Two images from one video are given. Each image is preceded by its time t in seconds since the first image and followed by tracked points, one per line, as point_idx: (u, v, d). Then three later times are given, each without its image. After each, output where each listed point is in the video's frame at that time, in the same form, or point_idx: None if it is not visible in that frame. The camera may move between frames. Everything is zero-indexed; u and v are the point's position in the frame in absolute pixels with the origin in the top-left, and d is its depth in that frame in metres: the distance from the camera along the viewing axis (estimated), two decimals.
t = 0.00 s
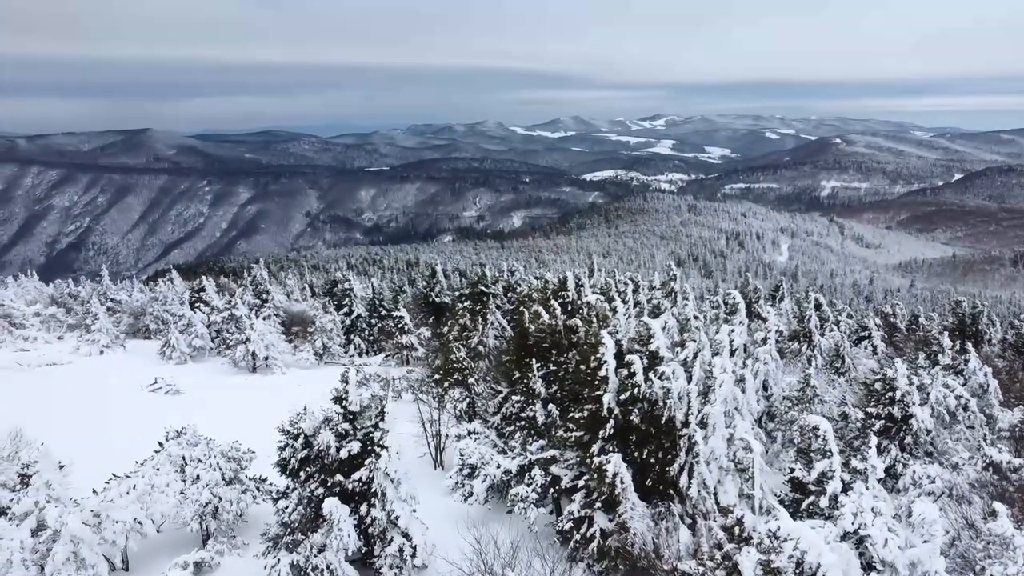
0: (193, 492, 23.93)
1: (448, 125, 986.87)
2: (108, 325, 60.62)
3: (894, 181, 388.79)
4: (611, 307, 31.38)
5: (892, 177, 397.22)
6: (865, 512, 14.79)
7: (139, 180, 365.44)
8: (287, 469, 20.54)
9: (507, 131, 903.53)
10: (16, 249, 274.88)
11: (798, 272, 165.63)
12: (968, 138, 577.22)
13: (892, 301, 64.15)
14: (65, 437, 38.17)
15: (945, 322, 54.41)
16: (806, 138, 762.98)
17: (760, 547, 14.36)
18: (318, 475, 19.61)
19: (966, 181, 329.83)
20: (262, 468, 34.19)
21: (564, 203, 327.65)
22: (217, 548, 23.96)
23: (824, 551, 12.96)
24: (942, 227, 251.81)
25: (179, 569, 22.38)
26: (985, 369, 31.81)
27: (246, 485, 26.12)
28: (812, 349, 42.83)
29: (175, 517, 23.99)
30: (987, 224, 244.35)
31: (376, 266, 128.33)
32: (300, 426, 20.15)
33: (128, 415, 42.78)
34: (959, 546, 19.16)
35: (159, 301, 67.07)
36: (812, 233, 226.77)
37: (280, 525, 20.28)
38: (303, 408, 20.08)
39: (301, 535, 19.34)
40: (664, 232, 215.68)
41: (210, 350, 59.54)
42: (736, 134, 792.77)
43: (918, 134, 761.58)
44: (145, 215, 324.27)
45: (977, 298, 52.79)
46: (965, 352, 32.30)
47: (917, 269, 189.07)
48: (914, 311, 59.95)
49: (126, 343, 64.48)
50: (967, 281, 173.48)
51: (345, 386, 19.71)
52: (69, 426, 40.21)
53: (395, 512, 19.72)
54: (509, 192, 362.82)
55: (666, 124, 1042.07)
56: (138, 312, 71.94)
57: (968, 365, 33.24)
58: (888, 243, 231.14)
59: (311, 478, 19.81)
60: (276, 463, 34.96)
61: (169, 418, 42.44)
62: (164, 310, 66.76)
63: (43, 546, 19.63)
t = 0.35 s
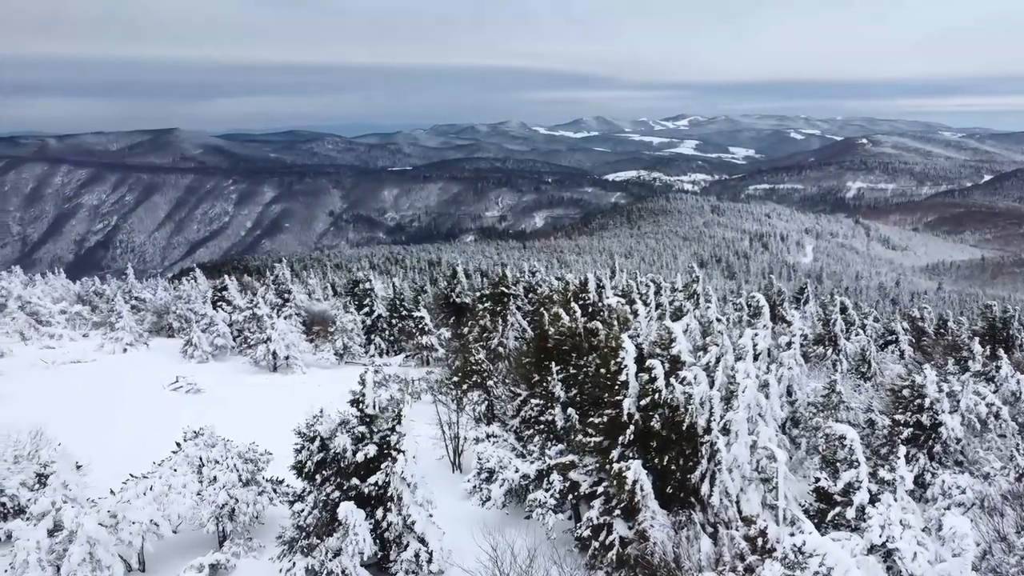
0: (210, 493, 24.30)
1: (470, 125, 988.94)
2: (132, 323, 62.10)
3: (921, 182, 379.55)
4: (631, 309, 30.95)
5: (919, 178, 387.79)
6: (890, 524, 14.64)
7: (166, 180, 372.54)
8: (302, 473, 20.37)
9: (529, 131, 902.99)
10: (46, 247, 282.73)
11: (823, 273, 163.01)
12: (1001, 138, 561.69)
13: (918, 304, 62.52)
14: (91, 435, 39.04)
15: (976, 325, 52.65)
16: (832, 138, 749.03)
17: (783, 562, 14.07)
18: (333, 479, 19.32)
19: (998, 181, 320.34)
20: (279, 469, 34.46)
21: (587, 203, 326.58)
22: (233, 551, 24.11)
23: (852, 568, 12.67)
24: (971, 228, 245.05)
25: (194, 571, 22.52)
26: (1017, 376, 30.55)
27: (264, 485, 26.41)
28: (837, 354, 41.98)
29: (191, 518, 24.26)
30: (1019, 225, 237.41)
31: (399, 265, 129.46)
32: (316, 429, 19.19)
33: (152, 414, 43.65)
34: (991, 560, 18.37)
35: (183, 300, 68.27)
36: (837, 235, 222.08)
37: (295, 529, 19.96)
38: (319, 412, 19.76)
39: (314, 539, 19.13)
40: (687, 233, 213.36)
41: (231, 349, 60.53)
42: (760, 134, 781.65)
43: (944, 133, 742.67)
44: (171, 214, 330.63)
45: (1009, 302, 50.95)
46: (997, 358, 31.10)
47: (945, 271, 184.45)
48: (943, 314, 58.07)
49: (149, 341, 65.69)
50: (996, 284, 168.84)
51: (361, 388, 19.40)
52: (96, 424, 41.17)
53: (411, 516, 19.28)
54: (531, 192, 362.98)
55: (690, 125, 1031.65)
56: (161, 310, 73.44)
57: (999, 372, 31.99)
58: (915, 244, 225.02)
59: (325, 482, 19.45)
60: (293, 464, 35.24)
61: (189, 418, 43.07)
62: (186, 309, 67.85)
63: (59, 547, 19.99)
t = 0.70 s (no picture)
0: (226, 494, 24.38)
1: (492, 125, 990.43)
2: (156, 322, 63.44)
3: (950, 183, 370.02)
4: (652, 313, 30.60)
5: (949, 179, 377.88)
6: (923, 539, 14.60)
7: (193, 178, 379.56)
8: (319, 475, 20.43)
9: (551, 131, 901.14)
10: (76, 246, 290.58)
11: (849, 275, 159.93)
12: None
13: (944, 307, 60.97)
14: (116, 432, 39.73)
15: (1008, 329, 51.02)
16: (860, 138, 733.36)
17: None
18: (350, 482, 19.14)
19: None
20: (295, 471, 34.73)
21: (609, 203, 325.02)
22: (249, 552, 23.90)
23: None
24: (1002, 230, 237.82)
25: (209, 573, 22.17)
26: None
27: (280, 487, 26.54)
28: (862, 360, 41.16)
29: (209, 519, 24.44)
30: None
31: (421, 264, 130.40)
32: (333, 431, 20.04)
33: (174, 413, 44.30)
34: None
35: (205, 299, 69.08)
36: (862, 236, 217.12)
37: (311, 531, 20.54)
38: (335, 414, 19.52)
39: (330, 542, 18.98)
40: (710, 233, 210.67)
41: (252, 348, 61.20)
42: (785, 134, 769.43)
43: (977, 133, 722.34)
44: (197, 212, 337.00)
45: None
46: None
47: (974, 274, 179.74)
48: (973, 317, 56.39)
49: (172, 339, 66.87)
50: None
51: (379, 392, 19.12)
52: (121, 421, 41.89)
53: (426, 522, 17.95)
54: (554, 192, 362.33)
55: (714, 125, 1019.20)
56: (184, 308, 74.69)
57: None
58: (944, 246, 219.01)
59: (342, 485, 19.34)
60: (310, 465, 35.46)
61: (211, 416, 43.88)
62: (209, 308, 68.68)
63: (75, 547, 20.08)
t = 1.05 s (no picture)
0: (243, 496, 24.62)
1: (515, 125, 990.46)
2: (178, 320, 64.85)
3: (980, 184, 359.15)
4: (675, 316, 30.09)
5: (978, 180, 366.78)
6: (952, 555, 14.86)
7: (218, 177, 386.31)
8: (335, 477, 20.34)
9: (574, 131, 897.73)
10: (104, 244, 298.87)
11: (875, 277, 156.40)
12: None
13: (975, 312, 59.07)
14: (136, 429, 40.23)
15: None
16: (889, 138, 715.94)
17: None
18: (365, 485, 18.95)
19: None
20: (312, 472, 34.96)
21: (632, 203, 322.82)
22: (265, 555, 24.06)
23: None
24: None
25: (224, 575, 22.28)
26: None
27: (296, 488, 26.67)
28: (891, 364, 40.18)
29: (225, 520, 24.59)
30: None
31: (443, 264, 131.12)
32: (349, 434, 19.80)
33: (195, 412, 44.91)
34: None
35: (228, 298, 70.07)
36: (888, 238, 211.32)
37: (326, 536, 20.43)
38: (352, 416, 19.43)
39: (348, 545, 19.01)
40: (734, 234, 207.45)
41: (273, 347, 62.05)
42: (810, 134, 755.28)
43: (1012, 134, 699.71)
44: (222, 211, 343.31)
45: None
46: None
47: (1005, 277, 173.91)
48: (1007, 321, 54.53)
49: (195, 338, 68.27)
50: None
51: (395, 394, 18.98)
52: (144, 419, 42.49)
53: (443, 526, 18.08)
54: (577, 192, 361.14)
55: (739, 125, 1004.86)
56: (207, 307, 75.98)
57: None
58: (973, 249, 212.48)
59: (357, 488, 19.25)
60: (326, 467, 35.70)
61: (232, 415, 44.53)
62: (232, 306, 69.64)
63: (91, 547, 20.20)
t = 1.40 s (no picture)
0: (260, 497, 24.71)
1: (538, 125, 988.80)
2: (200, 319, 66.13)
3: (1012, 185, 348.06)
4: (697, 319, 29.60)
5: (1010, 181, 355.74)
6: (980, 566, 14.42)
7: (243, 177, 392.24)
8: (351, 480, 20.21)
9: (597, 132, 893.56)
10: (131, 242, 306.17)
11: (902, 280, 152.75)
12: None
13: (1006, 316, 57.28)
14: (159, 427, 40.92)
15: None
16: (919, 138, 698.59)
17: None
18: (382, 488, 18.87)
19: None
20: (329, 474, 35.23)
21: (655, 204, 320.26)
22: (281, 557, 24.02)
23: None
24: None
25: None
26: None
27: (313, 490, 26.85)
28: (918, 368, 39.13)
29: (242, 520, 24.72)
30: None
31: (464, 263, 131.64)
32: (365, 437, 19.62)
33: (218, 411, 45.55)
34: None
35: (251, 296, 71.00)
36: (915, 239, 205.77)
37: (343, 540, 20.28)
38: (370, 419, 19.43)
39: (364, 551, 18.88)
40: (757, 235, 204.22)
41: (294, 346, 62.83)
42: (836, 134, 740.27)
43: None
44: (247, 210, 349.11)
45: None
46: None
47: None
48: None
49: (217, 336, 69.52)
50: None
51: (412, 398, 18.87)
52: (168, 417, 43.20)
53: (460, 532, 18.11)
54: (600, 192, 359.44)
55: (765, 125, 989.46)
56: (229, 305, 77.30)
57: None
58: (1002, 252, 205.96)
59: (374, 491, 19.21)
60: (343, 468, 35.95)
61: (253, 414, 45.14)
62: (253, 304, 70.63)
63: (107, 548, 20.45)
